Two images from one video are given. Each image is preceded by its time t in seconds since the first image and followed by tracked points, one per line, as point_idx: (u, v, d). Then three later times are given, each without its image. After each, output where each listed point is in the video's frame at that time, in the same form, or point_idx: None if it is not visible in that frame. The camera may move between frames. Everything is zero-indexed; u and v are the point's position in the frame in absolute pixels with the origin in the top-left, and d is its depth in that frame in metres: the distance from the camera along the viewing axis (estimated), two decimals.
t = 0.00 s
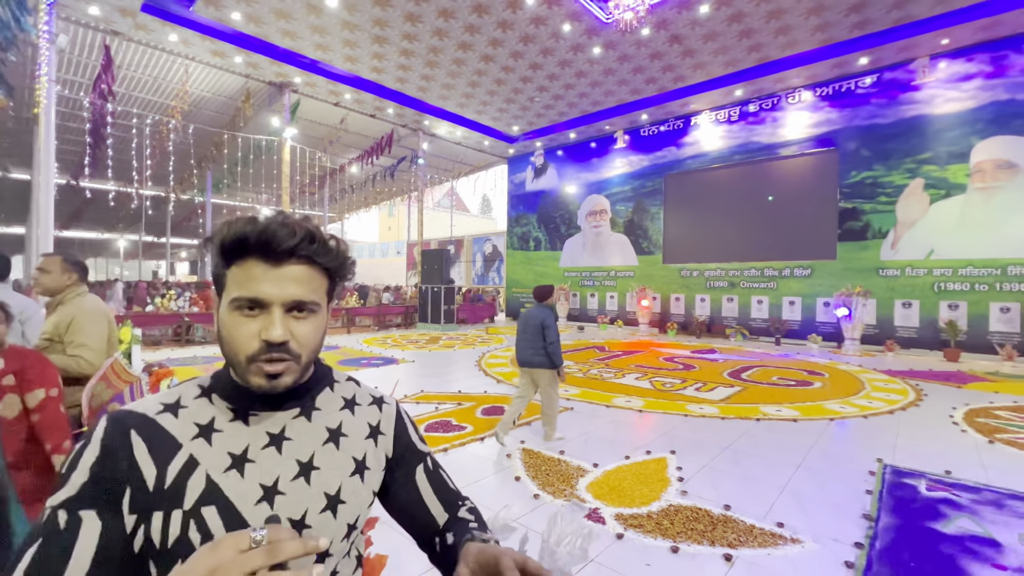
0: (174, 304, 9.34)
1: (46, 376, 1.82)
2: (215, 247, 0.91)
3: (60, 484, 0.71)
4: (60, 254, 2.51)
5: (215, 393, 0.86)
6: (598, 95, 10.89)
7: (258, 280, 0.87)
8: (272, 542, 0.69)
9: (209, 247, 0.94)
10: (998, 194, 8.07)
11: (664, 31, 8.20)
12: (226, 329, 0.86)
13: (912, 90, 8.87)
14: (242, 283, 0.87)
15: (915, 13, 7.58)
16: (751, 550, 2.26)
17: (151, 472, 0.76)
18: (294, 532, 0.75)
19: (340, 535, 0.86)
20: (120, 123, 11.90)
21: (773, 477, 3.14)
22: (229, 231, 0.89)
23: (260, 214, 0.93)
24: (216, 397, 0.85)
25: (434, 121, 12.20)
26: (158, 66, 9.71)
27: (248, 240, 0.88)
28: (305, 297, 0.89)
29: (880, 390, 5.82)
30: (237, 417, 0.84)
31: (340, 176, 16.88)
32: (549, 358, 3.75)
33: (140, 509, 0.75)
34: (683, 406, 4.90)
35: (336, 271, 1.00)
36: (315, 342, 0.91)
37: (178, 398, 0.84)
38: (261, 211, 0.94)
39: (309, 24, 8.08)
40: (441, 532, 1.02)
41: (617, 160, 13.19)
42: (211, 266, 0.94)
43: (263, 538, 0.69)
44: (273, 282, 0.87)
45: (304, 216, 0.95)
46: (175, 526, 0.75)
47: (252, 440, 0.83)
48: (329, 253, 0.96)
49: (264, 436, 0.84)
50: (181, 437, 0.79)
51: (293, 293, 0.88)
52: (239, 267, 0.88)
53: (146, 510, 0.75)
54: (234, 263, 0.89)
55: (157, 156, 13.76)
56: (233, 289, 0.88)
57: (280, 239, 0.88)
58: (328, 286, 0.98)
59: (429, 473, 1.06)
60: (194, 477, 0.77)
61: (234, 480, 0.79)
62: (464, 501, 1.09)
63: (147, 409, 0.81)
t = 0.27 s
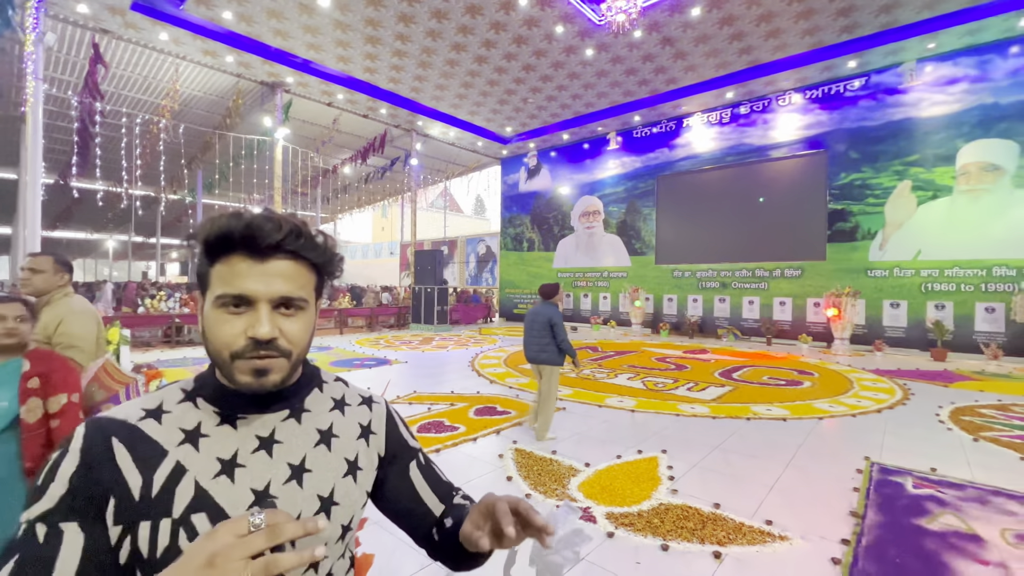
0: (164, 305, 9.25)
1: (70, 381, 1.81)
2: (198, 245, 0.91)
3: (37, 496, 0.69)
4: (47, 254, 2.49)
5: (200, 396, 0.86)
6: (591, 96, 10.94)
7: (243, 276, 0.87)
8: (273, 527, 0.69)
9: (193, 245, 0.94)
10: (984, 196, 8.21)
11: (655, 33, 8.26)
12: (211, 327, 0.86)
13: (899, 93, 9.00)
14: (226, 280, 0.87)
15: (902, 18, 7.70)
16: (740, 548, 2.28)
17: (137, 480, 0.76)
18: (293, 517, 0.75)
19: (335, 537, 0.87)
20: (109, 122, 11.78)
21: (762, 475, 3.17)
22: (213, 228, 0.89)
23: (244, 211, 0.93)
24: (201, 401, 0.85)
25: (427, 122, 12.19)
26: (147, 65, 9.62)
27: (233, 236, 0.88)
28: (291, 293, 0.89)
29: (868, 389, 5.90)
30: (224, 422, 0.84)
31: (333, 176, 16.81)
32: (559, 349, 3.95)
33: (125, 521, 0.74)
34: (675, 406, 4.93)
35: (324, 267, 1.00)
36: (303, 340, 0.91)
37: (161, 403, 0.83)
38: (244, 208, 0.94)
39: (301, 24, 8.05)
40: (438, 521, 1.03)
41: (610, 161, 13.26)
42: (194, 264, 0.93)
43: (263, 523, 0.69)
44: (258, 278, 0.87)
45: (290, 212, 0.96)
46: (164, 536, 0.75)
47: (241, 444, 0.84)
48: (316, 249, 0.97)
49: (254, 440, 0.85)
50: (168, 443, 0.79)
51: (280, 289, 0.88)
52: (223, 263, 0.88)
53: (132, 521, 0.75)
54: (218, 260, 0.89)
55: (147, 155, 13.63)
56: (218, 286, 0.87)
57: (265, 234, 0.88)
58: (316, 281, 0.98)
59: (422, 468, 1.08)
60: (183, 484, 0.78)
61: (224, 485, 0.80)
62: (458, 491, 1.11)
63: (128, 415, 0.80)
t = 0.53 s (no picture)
0: (159, 304, 9.20)
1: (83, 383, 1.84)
2: (192, 239, 0.90)
3: (15, 503, 0.67)
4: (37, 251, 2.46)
5: (191, 398, 0.85)
6: (588, 96, 10.94)
7: (237, 270, 0.86)
8: (274, 534, 0.68)
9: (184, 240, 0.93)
10: (978, 196, 8.25)
11: (652, 33, 8.27)
12: (204, 323, 0.84)
13: (895, 93, 9.03)
14: (220, 274, 0.86)
15: (898, 18, 7.72)
16: (735, 547, 2.28)
17: (126, 484, 0.74)
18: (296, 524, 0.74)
19: (334, 538, 0.86)
20: (103, 120, 11.70)
21: (758, 474, 3.18)
22: (206, 223, 0.89)
23: (237, 205, 0.92)
24: (191, 402, 0.84)
25: (424, 120, 12.16)
26: (142, 62, 9.56)
27: (227, 230, 0.88)
28: (287, 287, 0.88)
29: (863, 388, 5.92)
30: (216, 423, 0.83)
31: (329, 175, 16.75)
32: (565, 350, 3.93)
33: (113, 526, 0.73)
34: (671, 405, 4.94)
35: (318, 262, 1.00)
36: (298, 335, 0.90)
37: (149, 404, 0.82)
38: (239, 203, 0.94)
39: (297, 22, 8.01)
40: (449, 505, 1.06)
41: (606, 160, 13.26)
42: (186, 260, 0.92)
43: (265, 531, 0.68)
44: (252, 272, 0.86)
45: (284, 206, 0.96)
46: (155, 541, 0.74)
47: (235, 445, 0.83)
48: (311, 243, 0.96)
49: (248, 440, 0.84)
50: (157, 446, 0.78)
51: (275, 283, 0.87)
52: (216, 258, 0.87)
53: (121, 527, 0.74)
54: (211, 254, 0.88)
55: (141, 153, 13.55)
56: (210, 281, 0.86)
57: (259, 228, 0.88)
58: (311, 277, 0.97)
59: (424, 458, 1.09)
60: (175, 487, 0.77)
61: (218, 488, 0.79)
62: (459, 475, 1.14)
63: (114, 417, 0.79)
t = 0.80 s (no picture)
0: (156, 302, 9.17)
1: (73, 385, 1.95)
2: (190, 235, 0.89)
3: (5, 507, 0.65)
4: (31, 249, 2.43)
5: (193, 397, 0.84)
6: (587, 95, 10.93)
7: (235, 263, 0.84)
8: (285, 537, 0.67)
9: (183, 236, 0.92)
10: (978, 196, 8.26)
11: (652, 32, 8.25)
12: (204, 318, 0.83)
13: (895, 93, 9.02)
14: (218, 268, 0.84)
15: (898, 17, 7.71)
16: (736, 547, 2.27)
17: (127, 485, 0.73)
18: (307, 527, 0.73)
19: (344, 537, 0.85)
20: (101, 118, 11.66)
21: (759, 474, 3.17)
22: (204, 217, 0.87)
23: (234, 199, 0.91)
24: (193, 400, 0.83)
25: (423, 119, 12.13)
26: (140, 60, 9.52)
27: (224, 223, 0.86)
28: (287, 280, 0.86)
29: (863, 388, 5.92)
30: (219, 422, 0.82)
31: (328, 174, 16.72)
32: (571, 348, 4.07)
33: (113, 529, 0.71)
34: (671, 405, 4.93)
35: (319, 255, 0.98)
36: (300, 329, 0.88)
37: (147, 403, 0.82)
38: (236, 196, 0.92)
39: (296, 20, 7.98)
40: (462, 499, 1.06)
41: (606, 159, 13.25)
42: (185, 257, 0.91)
43: (274, 534, 0.67)
44: (251, 264, 0.84)
45: (281, 198, 0.94)
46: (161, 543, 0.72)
47: (240, 443, 0.81)
48: (310, 234, 0.94)
49: (254, 439, 0.83)
50: (159, 445, 0.77)
51: (274, 276, 0.85)
52: (214, 251, 0.86)
53: (122, 529, 0.72)
54: (210, 248, 0.87)
55: (139, 151, 13.51)
56: (209, 275, 0.85)
57: (256, 219, 0.87)
58: (312, 270, 0.95)
59: (431, 455, 1.11)
60: (178, 488, 0.75)
61: (224, 487, 0.77)
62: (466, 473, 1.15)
63: (112, 416, 0.78)
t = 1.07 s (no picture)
0: (156, 302, 9.15)
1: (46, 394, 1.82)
2: (185, 233, 0.87)
3: None
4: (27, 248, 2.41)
5: (188, 402, 0.82)
6: (589, 95, 10.91)
7: (233, 262, 0.82)
8: (297, 545, 0.68)
9: (176, 235, 0.90)
10: (980, 197, 8.24)
11: (654, 32, 8.24)
12: (201, 320, 0.81)
13: (896, 94, 9.01)
14: (214, 268, 0.82)
15: (900, 18, 7.70)
16: (739, 550, 2.26)
17: (124, 496, 0.71)
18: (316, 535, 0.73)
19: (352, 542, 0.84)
20: (101, 117, 11.65)
21: (761, 476, 3.15)
22: (200, 215, 0.86)
23: (231, 196, 0.89)
24: (190, 406, 0.81)
25: (424, 119, 12.12)
26: (140, 59, 9.51)
27: (222, 219, 0.85)
28: (287, 279, 0.85)
29: (864, 389, 5.90)
30: (219, 427, 0.81)
31: (329, 173, 16.70)
32: (581, 348, 4.01)
33: (109, 545, 0.69)
34: (672, 406, 4.91)
35: (319, 253, 0.97)
36: (300, 331, 0.87)
37: (141, 411, 0.79)
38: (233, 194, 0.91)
39: (297, 19, 7.97)
40: (467, 500, 1.04)
41: (607, 160, 13.24)
42: (178, 256, 0.89)
43: (285, 541, 0.67)
44: (249, 264, 0.83)
45: (279, 196, 0.93)
46: (164, 556, 0.70)
47: (244, 449, 0.80)
48: (308, 232, 0.93)
49: (257, 445, 0.81)
50: (157, 453, 0.75)
51: (274, 275, 0.84)
52: (211, 250, 0.84)
53: (118, 546, 0.70)
54: (205, 247, 0.85)
55: (139, 151, 13.49)
56: (205, 274, 0.83)
57: (254, 215, 0.85)
58: (312, 268, 0.94)
59: (433, 455, 1.09)
60: (179, 498, 0.73)
61: (228, 496, 0.76)
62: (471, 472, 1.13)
63: (102, 426, 0.75)
